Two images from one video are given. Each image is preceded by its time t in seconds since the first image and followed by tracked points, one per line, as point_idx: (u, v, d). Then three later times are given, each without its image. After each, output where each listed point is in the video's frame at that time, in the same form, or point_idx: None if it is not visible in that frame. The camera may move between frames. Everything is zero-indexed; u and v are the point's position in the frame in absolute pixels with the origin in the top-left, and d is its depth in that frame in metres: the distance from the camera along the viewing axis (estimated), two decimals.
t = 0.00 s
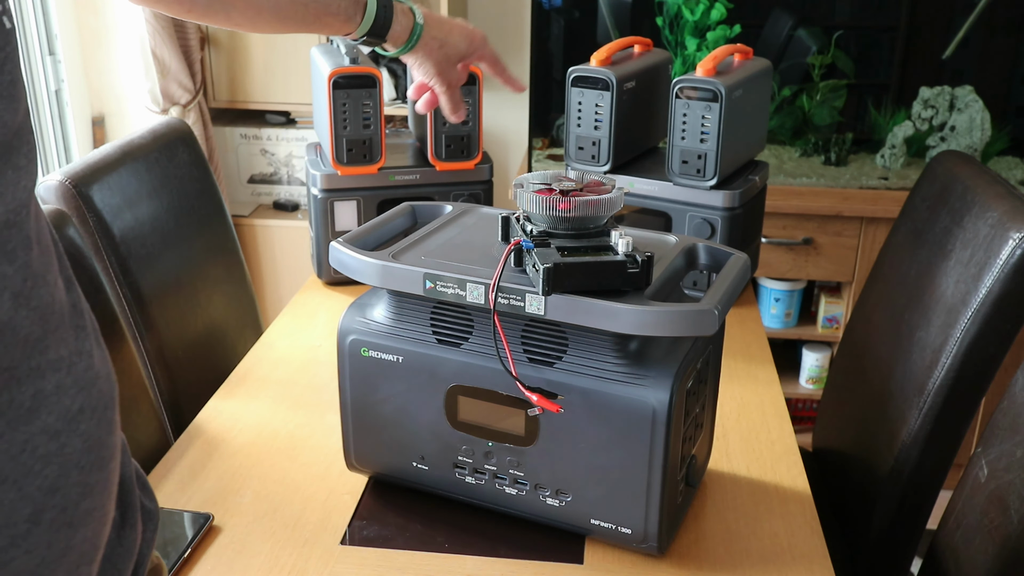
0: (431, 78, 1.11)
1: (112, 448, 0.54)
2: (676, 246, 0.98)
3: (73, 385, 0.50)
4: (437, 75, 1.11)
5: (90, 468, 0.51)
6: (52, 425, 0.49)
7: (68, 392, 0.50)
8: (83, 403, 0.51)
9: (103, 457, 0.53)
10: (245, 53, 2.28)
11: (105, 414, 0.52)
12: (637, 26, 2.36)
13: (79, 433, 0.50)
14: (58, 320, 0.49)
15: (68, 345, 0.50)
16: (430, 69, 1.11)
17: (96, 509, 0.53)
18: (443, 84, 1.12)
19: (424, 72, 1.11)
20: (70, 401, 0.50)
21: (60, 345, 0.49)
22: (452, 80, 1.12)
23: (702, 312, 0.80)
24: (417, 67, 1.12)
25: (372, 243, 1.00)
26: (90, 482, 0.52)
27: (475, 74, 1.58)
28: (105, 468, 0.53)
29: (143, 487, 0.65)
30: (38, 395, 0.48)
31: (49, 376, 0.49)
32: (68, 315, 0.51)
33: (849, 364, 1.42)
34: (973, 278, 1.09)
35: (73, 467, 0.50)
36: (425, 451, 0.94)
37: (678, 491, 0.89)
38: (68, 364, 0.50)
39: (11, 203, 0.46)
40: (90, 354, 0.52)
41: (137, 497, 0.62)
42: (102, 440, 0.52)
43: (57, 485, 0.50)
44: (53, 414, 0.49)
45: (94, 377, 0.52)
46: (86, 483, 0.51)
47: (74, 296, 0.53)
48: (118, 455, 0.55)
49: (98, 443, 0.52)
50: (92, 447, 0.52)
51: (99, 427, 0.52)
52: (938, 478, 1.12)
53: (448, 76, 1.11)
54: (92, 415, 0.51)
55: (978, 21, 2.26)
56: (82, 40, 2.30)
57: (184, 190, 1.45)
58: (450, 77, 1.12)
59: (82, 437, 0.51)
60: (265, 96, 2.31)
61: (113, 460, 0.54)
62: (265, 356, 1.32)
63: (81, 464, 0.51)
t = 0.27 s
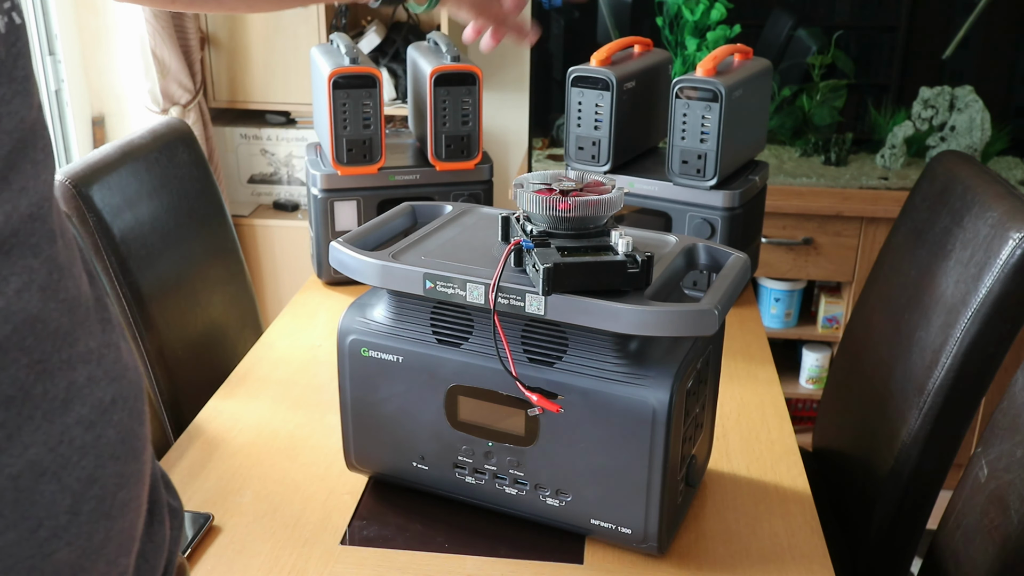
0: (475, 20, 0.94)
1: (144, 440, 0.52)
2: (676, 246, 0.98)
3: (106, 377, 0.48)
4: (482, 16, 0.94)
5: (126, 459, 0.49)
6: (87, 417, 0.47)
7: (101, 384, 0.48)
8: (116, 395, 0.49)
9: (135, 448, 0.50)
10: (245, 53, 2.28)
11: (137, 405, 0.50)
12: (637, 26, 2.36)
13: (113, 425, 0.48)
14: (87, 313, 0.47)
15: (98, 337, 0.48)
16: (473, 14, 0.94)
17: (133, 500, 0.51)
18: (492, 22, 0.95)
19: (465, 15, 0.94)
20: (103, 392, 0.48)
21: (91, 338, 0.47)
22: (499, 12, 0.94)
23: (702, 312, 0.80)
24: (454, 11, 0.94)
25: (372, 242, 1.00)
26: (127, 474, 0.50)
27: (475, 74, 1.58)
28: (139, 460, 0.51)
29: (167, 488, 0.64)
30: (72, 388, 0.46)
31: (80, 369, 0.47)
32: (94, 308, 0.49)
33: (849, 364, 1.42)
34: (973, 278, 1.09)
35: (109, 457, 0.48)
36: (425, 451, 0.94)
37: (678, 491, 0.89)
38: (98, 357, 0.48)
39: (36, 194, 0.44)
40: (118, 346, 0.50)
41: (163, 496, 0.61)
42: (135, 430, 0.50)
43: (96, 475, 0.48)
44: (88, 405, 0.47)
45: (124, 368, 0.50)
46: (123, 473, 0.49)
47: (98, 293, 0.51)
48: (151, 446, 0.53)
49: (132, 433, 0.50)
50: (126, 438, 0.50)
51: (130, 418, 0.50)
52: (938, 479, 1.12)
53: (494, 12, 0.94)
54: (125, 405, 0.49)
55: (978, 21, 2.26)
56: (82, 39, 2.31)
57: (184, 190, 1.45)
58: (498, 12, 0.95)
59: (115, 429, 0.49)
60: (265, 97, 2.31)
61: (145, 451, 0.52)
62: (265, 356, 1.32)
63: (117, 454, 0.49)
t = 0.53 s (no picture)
0: None
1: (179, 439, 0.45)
2: (676, 246, 0.98)
3: (144, 376, 0.42)
4: None
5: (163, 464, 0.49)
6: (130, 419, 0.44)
7: (131, 386, 0.41)
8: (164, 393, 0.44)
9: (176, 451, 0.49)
10: (244, 53, 2.28)
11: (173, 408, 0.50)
12: (637, 26, 2.36)
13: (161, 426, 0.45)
14: (114, 313, 0.40)
15: (126, 338, 0.41)
16: None
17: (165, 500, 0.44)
18: None
19: None
20: (135, 393, 0.41)
21: (118, 338, 0.40)
22: None
23: (701, 312, 0.80)
24: None
25: (372, 242, 1.00)
26: (160, 476, 0.43)
27: (475, 74, 1.58)
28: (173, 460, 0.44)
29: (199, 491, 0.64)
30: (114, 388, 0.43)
31: (111, 369, 0.40)
32: (123, 308, 0.42)
33: (849, 364, 1.42)
34: (973, 278, 1.09)
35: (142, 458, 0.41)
36: (425, 451, 0.94)
37: (678, 491, 0.89)
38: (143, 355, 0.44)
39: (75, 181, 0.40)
40: (147, 348, 0.43)
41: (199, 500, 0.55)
42: (167, 434, 0.44)
43: (129, 478, 0.41)
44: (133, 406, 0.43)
45: (155, 370, 0.43)
46: (156, 476, 0.42)
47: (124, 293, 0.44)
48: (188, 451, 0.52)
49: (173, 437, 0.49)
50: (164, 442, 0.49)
51: (161, 419, 0.43)
52: (938, 479, 1.12)
53: None
54: (155, 407, 0.42)
55: (978, 21, 2.26)
56: (83, 39, 2.31)
57: (184, 190, 1.45)
58: None
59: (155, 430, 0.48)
60: (265, 97, 2.31)
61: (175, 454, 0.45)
62: (265, 356, 1.32)
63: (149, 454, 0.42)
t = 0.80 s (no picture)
0: None
1: (196, 447, 0.53)
2: (676, 246, 0.98)
3: (155, 384, 0.49)
4: None
5: (176, 468, 0.50)
6: (137, 425, 0.47)
7: (150, 391, 0.48)
8: (165, 402, 0.49)
9: (188, 457, 0.51)
10: (244, 53, 2.28)
11: (186, 413, 0.51)
12: (637, 26, 2.36)
13: (164, 432, 0.49)
14: (135, 319, 0.48)
15: (148, 344, 0.49)
16: None
17: (184, 508, 0.51)
18: None
19: None
20: (153, 399, 0.48)
21: (139, 345, 0.48)
22: None
23: (702, 312, 0.80)
24: None
25: (372, 243, 1.00)
26: (179, 483, 0.50)
27: (475, 74, 1.58)
28: (190, 467, 0.52)
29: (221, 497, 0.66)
30: (121, 395, 0.46)
31: (129, 375, 0.47)
32: (146, 314, 0.50)
33: (849, 364, 1.42)
34: (973, 278, 1.09)
35: (160, 467, 0.49)
36: (425, 451, 0.94)
37: (678, 491, 0.89)
38: (147, 363, 0.49)
39: (84, 198, 0.44)
40: (168, 353, 0.51)
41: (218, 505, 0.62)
42: (186, 442, 0.51)
43: (146, 487, 0.48)
44: (137, 414, 0.47)
45: (173, 377, 0.51)
46: (173, 485, 0.50)
47: (147, 297, 0.52)
48: (202, 455, 0.54)
49: (183, 443, 0.51)
50: (176, 447, 0.50)
51: (180, 426, 0.51)
52: (938, 479, 1.12)
53: None
54: (175, 414, 0.50)
55: (978, 20, 2.26)
56: (83, 39, 2.31)
57: (184, 191, 1.45)
58: None
59: (166, 436, 0.49)
60: (265, 97, 2.30)
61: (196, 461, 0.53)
62: (265, 356, 1.32)
63: (167, 463, 0.49)
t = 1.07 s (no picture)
0: None
1: (205, 450, 0.54)
2: (676, 246, 0.98)
3: (163, 388, 0.50)
4: None
5: (184, 473, 0.51)
6: (145, 429, 0.48)
7: (158, 394, 0.50)
8: (173, 405, 0.51)
9: (196, 460, 0.53)
10: (244, 52, 2.27)
11: (195, 416, 0.52)
12: (637, 26, 2.36)
13: (172, 436, 0.50)
14: (143, 322, 0.49)
15: (156, 346, 0.51)
16: None
17: (191, 514, 0.52)
18: None
19: None
20: (161, 403, 0.50)
21: (147, 347, 0.50)
22: None
23: (701, 312, 0.80)
24: None
25: (372, 242, 1.00)
26: (186, 488, 0.51)
27: (475, 74, 1.58)
28: (199, 472, 0.53)
29: (232, 501, 0.67)
30: (130, 399, 0.48)
31: (137, 379, 0.48)
32: (154, 316, 0.51)
33: (849, 364, 1.42)
34: (973, 278, 1.09)
35: (167, 471, 0.50)
36: (425, 451, 0.94)
37: (678, 491, 0.89)
38: (156, 366, 0.50)
39: (88, 204, 0.46)
40: (176, 356, 0.53)
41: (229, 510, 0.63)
42: (193, 445, 0.52)
43: (153, 492, 0.49)
44: (145, 418, 0.49)
45: (182, 380, 0.52)
46: (181, 489, 0.51)
47: (156, 299, 0.53)
48: (210, 458, 0.55)
49: (191, 446, 0.52)
50: (185, 450, 0.52)
51: (188, 430, 0.52)
52: (938, 479, 1.11)
53: None
54: (184, 418, 0.52)
55: (978, 21, 2.26)
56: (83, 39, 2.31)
57: (184, 190, 1.45)
58: None
59: (175, 440, 0.51)
60: (265, 97, 2.30)
61: (205, 465, 0.54)
62: (265, 356, 1.32)
63: (175, 467, 0.51)
